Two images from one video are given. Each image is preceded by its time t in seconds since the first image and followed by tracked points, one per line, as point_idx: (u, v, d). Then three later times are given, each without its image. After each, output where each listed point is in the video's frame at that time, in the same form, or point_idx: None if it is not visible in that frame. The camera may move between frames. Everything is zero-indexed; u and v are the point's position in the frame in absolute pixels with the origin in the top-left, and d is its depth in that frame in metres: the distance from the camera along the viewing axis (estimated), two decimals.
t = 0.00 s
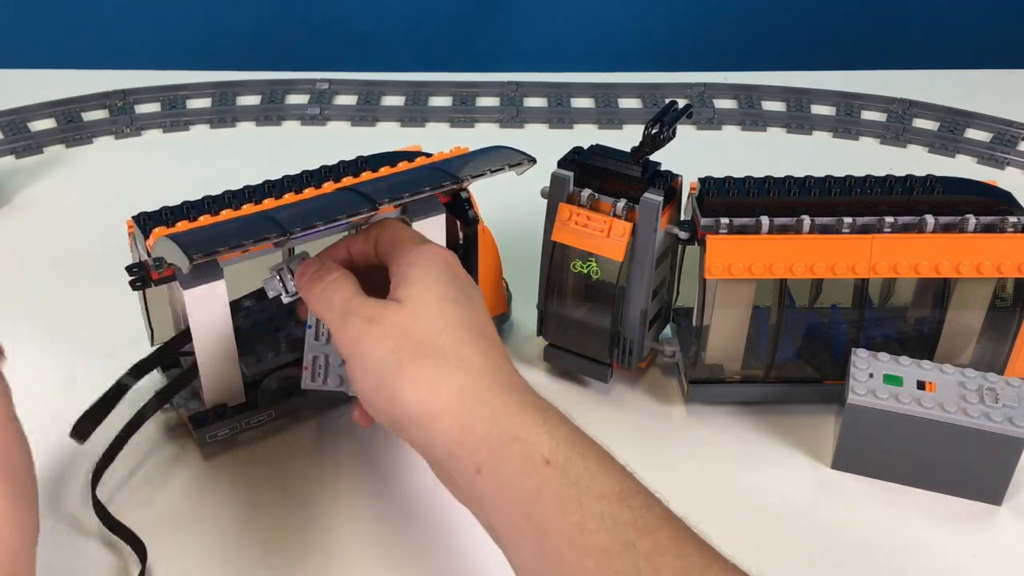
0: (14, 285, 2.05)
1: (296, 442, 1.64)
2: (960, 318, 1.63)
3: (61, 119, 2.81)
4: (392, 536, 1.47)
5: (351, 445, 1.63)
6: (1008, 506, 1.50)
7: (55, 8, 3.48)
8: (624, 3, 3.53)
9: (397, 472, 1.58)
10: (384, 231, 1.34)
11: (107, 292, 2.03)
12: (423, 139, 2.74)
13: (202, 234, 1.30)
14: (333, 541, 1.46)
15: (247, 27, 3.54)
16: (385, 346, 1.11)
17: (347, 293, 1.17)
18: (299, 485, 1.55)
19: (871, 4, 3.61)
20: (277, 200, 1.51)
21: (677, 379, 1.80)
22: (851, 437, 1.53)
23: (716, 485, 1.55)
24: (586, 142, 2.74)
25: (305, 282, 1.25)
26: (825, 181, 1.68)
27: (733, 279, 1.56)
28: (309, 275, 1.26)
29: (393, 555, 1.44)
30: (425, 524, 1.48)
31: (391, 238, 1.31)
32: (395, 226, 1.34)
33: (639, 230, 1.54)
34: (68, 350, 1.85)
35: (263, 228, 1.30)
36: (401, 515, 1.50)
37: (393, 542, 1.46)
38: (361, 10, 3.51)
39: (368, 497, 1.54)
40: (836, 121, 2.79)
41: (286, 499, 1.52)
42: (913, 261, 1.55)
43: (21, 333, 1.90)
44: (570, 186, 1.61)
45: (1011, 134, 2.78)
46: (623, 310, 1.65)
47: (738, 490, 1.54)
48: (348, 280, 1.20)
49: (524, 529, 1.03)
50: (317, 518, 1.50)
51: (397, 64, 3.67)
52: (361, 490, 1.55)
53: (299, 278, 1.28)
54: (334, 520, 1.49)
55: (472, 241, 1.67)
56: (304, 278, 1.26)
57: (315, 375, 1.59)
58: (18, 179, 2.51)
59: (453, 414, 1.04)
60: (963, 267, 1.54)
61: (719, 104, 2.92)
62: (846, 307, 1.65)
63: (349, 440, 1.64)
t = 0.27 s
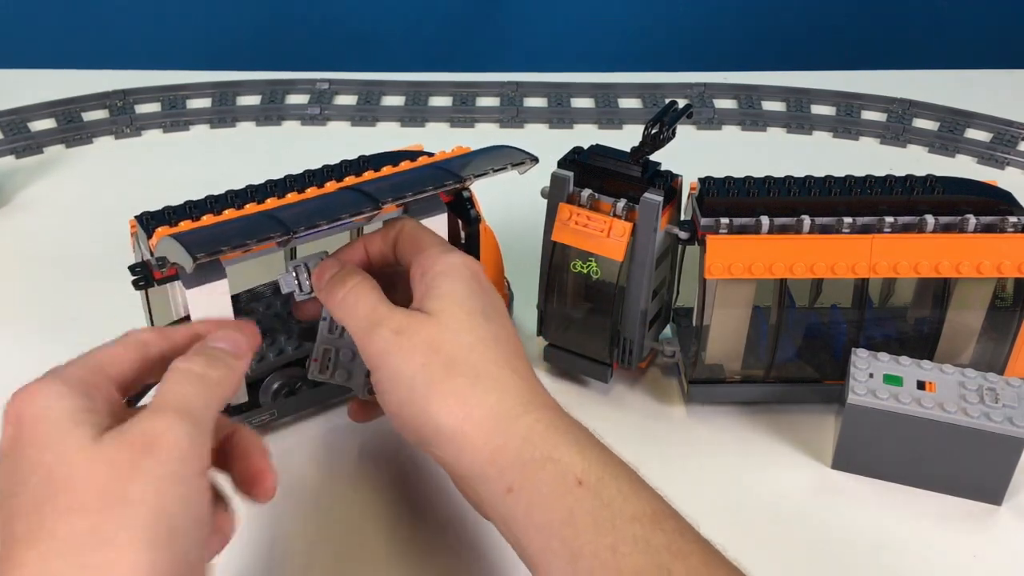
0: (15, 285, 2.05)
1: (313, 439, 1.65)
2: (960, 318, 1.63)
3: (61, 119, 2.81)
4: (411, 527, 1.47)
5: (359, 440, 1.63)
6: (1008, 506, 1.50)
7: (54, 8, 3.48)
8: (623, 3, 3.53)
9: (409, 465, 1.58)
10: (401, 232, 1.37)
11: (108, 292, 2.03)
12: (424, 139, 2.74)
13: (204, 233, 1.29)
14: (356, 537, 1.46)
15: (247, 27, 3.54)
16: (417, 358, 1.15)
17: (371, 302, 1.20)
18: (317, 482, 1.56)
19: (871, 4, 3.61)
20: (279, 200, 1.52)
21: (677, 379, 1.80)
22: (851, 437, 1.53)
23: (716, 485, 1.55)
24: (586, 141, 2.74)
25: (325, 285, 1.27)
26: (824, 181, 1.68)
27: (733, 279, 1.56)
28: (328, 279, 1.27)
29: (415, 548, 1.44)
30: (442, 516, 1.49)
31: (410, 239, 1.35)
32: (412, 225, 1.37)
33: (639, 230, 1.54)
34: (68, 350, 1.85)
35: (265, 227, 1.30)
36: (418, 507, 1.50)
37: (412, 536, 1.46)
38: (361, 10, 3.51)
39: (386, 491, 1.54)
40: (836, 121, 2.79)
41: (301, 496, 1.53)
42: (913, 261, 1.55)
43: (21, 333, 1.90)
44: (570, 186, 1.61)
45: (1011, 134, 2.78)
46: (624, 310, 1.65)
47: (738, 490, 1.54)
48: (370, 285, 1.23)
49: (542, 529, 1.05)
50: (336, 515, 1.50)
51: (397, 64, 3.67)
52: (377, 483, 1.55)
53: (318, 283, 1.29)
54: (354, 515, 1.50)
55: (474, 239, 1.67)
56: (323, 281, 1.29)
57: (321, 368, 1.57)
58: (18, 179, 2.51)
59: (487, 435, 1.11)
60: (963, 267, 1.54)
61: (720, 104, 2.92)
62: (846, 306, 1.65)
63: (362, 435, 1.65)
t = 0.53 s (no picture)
0: (15, 285, 2.06)
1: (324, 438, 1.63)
2: (960, 318, 1.63)
3: (61, 119, 2.81)
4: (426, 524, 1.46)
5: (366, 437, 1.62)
6: (1008, 506, 1.50)
7: (54, 8, 3.48)
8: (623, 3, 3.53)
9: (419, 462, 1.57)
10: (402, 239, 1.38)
11: (107, 292, 2.03)
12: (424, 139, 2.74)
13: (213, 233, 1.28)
14: (373, 536, 1.44)
15: (247, 27, 3.54)
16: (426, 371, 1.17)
17: (375, 313, 1.23)
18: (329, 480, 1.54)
19: (871, 4, 3.61)
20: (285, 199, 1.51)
21: (677, 379, 1.80)
22: (851, 437, 1.53)
23: (717, 485, 1.55)
24: (586, 141, 2.74)
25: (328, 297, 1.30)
26: (825, 181, 1.68)
27: (733, 279, 1.56)
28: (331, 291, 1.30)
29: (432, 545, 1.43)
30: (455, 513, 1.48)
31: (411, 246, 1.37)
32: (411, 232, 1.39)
33: (639, 230, 1.54)
34: (68, 350, 1.85)
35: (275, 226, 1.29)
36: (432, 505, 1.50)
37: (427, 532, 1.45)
38: (361, 10, 3.51)
39: (401, 494, 1.51)
40: (836, 121, 2.79)
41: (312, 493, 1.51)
42: (913, 260, 1.55)
43: (22, 333, 1.90)
44: (570, 186, 1.61)
45: (1011, 134, 2.78)
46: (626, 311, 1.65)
47: (738, 490, 1.54)
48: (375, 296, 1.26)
49: (550, 539, 1.09)
50: (351, 513, 1.48)
51: (398, 65, 3.67)
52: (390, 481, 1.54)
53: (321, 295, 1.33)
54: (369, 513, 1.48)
55: (478, 236, 1.67)
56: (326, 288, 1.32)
57: (332, 377, 1.58)
58: (18, 179, 2.51)
59: (498, 448, 1.14)
60: (963, 267, 1.54)
61: (720, 104, 2.92)
62: (846, 306, 1.65)
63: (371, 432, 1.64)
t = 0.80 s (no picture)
0: (15, 285, 2.06)
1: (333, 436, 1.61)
2: (960, 318, 1.63)
3: (61, 119, 2.81)
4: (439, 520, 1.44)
5: (372, 433, 1.60)
6: (1008, 506, 1.50)
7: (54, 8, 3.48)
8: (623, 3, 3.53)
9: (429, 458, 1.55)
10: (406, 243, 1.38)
11: (107, 292, 2.03)
12: (424, 139, 2.74)
13: (228, 239, 1.28)
14: (388, 534, 1.42)
15: (247, 27, 3.54)
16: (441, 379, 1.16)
17: (388, 325, 1.19)
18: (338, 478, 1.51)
19: (871, 4, 3.61)
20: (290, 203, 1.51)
21: (677, 379, 1.80)
22: (851, 436, 1.53)
23: (716, 485, 1.55)
24: (586, 141, 2.74)
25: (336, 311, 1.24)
26: (824, 181, 1.68)
27: (733, 279, 1.56)
28: (340, 304, 1.24)
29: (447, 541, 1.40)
30: (468, 508, 1.46)
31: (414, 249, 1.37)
32: (412, 235, 1.39)
33: (639, 230, 1.54)
34: (68, 349, 1.85)
35: (292, 230, 1.28)
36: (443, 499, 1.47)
37: (440, 528, 1.42)
38: (360, 10, 3.51)
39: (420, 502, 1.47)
40: (836, 121, 2.79)
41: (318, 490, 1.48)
42: (913, 261, 1.55)
43: (21, 333, 1.90)
44: (570, 187, 1.62)
45: (1011, 134, 2.78)
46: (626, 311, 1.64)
47: (739, 490, 1.54)
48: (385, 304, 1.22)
49: (573, 541, 1.05)
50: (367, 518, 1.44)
51: (398, 65, 3.67)
52: (400, 476, 1.52)
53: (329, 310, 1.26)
54: (382, 511, 1.45)
55: (474, 235, 1.70)
56: (335, 307, 1.25)
57: (355, 390, 1.55)
58: (18, 179, 2.51)
59: (518, 453, 1.11)
60: (963, 267, 1.55)
61: (719, 104, 2.92)
62: (846, 306, 1.65)
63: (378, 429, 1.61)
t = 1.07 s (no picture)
0: (16, 285, 2.06)
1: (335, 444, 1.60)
2: (960, 318, 1.63)
3: (61, 119, 2.82)
4: (449, 522, 1.44)
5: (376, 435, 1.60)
6: (1007, 506, 1.50)
7: (54, 8, 3.48)
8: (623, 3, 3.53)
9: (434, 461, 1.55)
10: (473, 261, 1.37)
11: (106, 292, 2.03)
12: (424, 139, 2.75)
13: (221, 241, 1.29)
14: (400, 539, 1.41)
15: (247, 27, 3.54)
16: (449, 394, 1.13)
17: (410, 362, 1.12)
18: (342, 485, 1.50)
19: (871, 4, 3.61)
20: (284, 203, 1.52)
21: (677, 379, 1.80)
22: (851, 437, 1.53)
23: (715, 485, 1.55)
24: (586, 141, 2.74)
25: (343, 353, 1.10)
26: (825, 181, 1.68)
27: (733, 279, 1.56)
28: (342, 343, 1.09)
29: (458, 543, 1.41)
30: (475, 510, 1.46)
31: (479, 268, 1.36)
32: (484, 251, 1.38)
33: (639, 230, 1.54)
34: (68, 349, 1.85)
35: (283, 232, 1.30)
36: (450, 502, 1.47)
37: (449, 530, 1.43)
38: (360, 10, 3.51)
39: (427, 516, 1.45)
40: (836, 121, 2.79)
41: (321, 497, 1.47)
42: (912, 261, 1.55)
43: (21, 333, 1.90)
44: (570, 186, 1.61)
45: (1011, 134, 2.78)
46: (627, 312, 1.64)
47: (738, 490, 1.54)
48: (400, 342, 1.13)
49: None
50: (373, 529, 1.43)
51: (398, 64, 3.68)
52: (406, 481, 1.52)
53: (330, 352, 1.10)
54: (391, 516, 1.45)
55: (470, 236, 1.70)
56: (337, 341, 1.09)
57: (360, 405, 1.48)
58: (18, 179, 2.51)
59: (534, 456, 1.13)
60: (963, 267, 1.54)
61: (719, 104, 2.92)
62: (846, 306, 1.65)
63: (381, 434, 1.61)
